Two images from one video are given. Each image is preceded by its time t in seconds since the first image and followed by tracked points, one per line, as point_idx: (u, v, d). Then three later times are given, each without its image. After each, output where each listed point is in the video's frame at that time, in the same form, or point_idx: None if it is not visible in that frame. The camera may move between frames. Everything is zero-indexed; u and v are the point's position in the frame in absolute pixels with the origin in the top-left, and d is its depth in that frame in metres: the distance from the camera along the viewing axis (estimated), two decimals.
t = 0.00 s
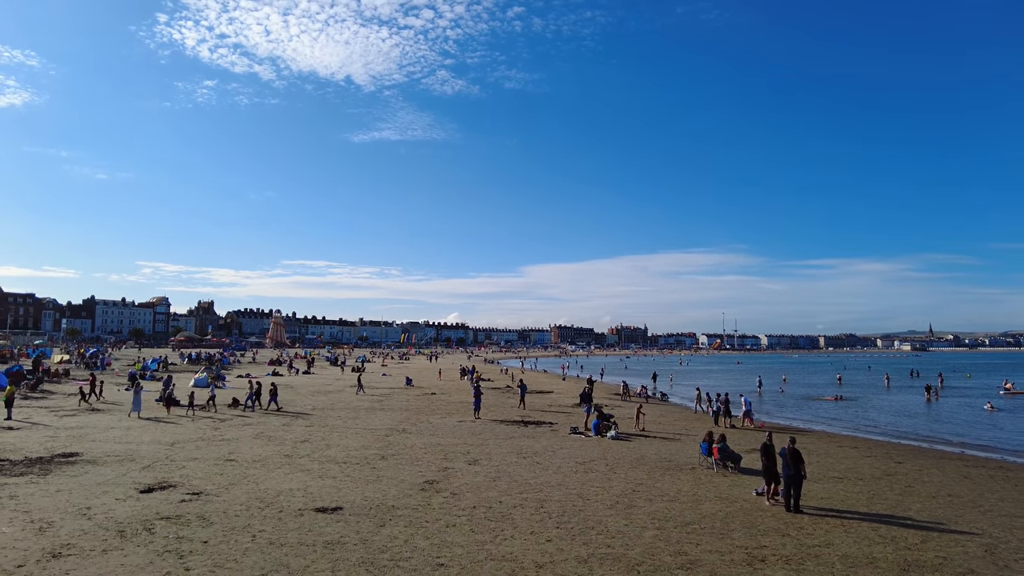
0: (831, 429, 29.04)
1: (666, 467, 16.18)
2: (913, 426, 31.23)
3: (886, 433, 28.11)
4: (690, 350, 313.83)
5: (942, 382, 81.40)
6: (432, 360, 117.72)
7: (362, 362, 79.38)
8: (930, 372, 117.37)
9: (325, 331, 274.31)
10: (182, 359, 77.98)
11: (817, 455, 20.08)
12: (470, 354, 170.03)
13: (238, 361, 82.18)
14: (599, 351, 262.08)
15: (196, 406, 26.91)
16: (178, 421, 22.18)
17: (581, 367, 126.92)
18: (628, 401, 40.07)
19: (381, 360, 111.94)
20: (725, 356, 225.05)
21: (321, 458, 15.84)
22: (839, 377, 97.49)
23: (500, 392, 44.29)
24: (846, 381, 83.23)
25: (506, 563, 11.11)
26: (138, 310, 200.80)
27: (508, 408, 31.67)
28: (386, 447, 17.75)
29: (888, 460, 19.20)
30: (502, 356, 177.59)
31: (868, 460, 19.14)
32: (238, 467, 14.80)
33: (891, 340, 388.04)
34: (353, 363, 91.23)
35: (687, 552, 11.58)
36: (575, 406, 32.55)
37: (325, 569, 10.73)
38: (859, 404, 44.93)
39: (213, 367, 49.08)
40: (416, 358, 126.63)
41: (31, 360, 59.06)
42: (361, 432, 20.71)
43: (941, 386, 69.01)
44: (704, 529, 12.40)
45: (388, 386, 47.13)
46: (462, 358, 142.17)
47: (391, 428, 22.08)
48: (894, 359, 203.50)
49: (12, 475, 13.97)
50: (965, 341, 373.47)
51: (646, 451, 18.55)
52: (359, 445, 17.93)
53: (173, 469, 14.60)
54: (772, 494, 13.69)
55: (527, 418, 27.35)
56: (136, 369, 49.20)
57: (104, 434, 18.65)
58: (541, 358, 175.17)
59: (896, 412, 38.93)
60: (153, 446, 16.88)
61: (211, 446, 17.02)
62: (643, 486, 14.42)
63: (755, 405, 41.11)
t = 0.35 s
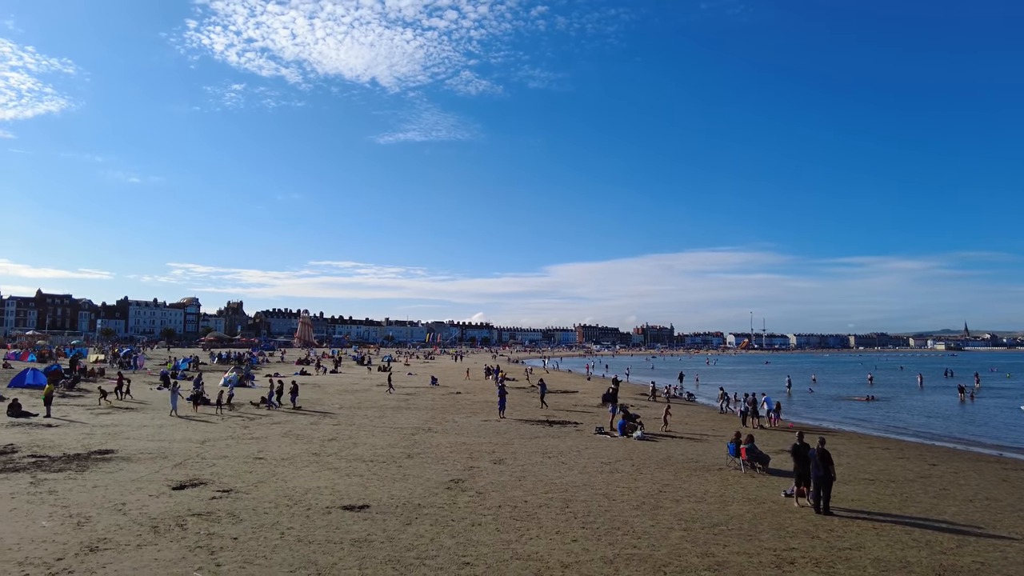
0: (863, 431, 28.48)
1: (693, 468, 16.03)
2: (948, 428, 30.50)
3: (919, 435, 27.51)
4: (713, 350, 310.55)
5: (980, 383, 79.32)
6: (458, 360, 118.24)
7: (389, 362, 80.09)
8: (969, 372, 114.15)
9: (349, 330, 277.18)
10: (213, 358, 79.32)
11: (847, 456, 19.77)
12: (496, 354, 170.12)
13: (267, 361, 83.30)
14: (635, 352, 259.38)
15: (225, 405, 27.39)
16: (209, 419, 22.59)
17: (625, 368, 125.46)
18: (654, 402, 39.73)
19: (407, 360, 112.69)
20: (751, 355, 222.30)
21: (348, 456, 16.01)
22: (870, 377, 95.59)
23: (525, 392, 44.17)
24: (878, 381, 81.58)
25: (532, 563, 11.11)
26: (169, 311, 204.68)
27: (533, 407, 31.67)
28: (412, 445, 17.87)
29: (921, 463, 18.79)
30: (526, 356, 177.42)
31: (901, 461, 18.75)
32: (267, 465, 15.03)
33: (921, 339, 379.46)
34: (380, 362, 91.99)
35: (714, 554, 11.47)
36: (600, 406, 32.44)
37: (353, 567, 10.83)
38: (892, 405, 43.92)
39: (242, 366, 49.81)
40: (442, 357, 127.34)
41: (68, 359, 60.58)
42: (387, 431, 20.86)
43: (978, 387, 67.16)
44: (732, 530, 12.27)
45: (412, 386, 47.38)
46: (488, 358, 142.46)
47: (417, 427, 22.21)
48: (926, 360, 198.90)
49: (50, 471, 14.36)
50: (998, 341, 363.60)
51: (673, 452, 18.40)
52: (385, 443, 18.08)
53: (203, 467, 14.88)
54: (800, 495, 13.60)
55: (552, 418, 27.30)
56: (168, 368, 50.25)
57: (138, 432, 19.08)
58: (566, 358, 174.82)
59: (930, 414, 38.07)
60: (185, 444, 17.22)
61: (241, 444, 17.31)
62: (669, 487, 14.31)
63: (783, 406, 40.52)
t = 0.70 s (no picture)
0: (900, 433, 27.72)
1: (723, 469, 15.84)
2: (991, 431, 29.56)
3: (959, 438, 26.71)
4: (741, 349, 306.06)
5: None
6: (486, 360, 118.85)
7: (418, 362, 80.84)
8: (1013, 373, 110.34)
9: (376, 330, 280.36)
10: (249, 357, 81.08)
11: (884, 458, 19.31)
12: (523, 353, 169.94)
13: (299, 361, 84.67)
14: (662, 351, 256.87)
15: (258, 404, 27.94)
16: (242, 418, 23.05)
17: (654, 368, 124.42)
18: (684, 402, 39.26)
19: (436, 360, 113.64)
20: (781, 355, 218.57)
21: (378, 455, 16.17)
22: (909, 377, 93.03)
23: (552, 392, 44.07)
24: (916, 382, 79.45)
25: (561, 563, 11.09)
26: (203, 312, 209.39)
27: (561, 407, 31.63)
28: (441, 445, 17.98)
29: (962, 466, 18.26)
30: (554, 356, 177.20)
31: (941, 465, 18.24)
32: (299, 463, 15.26)
33: (957, 338, 368.65)
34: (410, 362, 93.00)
35: (745, 556, 11.31)
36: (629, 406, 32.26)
37: (383, 565, 10.93)
38: (932, 407, 42.64)
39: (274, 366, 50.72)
40: (470, 358, 128.07)
41: (109, 359, 62.42)
42: (417, 430, 21.01)
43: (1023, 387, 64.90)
44: (764, 533, 12.08)
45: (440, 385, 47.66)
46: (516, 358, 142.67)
47: (446, 427, 22.33)
48: (964, 359, 193.05)
49: (92, 467, 14.81)
50: None
51: (703, 453, 18.21)
52: (414, 442, 18.23)
53: (237, 465, 15.17)
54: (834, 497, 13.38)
55: (580, 418, 27.20)
56: (202, 368, 51.50)
57: (174, 430, 19.55)
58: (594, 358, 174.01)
59: (972, 416, 36.92)
60: (219, 442, 17.59)
61: (274, 443, 17.62)
62: (700, 489, 14.15)
63: (817, 407, 39.75)
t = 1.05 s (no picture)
0: (946, 436, 26.92)
1: (761, 471, 15.57)
2: None
3: (1010, 441, 25.74)
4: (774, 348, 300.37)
5: None
6: (519, 360, 119.24)
7: (452, 362, 81.48)
8: None
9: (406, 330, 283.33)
10: (288, 357, 82.83)
11: (930, 462, 18.72)
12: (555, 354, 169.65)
13: (335, 361, 86.09)
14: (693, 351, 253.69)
15: (295, 403, 28.47)
16: (280, 417, 23.53)
17: (688, 368, 123.00)
18: (718, 403, 38.73)
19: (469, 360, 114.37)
20: (818, 355, 213.81)
21: (412, 454, 16.34)
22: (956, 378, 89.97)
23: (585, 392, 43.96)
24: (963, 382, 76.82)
25: (596, 564, 11.04)
26: (242, 312, 214.19)
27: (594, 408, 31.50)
28: (475, 445, 18.06)
29: (1013, 471, 17.59)
30: (586, 356, 176.56)
31: (990, 470, 17.60)
32: (335, 462, 15.51)
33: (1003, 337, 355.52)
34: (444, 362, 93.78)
35: (784, 560, 11.10)
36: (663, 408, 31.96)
37: (418, 563, 11.04)
38: (979, 409, 41.22)
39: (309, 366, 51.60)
40: (504, 358, 128.59)
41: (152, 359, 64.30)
42: (451, 429, 21.16)
43: None
44: (803, 537, 11.84)
45: (471, 385, 47.89)
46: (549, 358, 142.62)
47: (479, 426, 22.42)
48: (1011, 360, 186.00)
49: (137, 464, 15.29)
50: None
51: (739, 455, 17.93)
52: (448, 442, 18.36)
53: (275, 463, 15.49)
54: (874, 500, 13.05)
55: (613, 418, 27.05)
56: (241, 368, 52.78)
57: (214, 428, 20.06)
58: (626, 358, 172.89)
59: None
60: (258, 440, 17.98)
61: (311, 441, 17.94)
62: (736, 491, 13.94)
63: (859, 409, 38.78)
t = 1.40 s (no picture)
0: (999, 440, 25.90)
1: (803, 474, 15.25)
2: None
3: None
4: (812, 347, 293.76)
5: None
6: (554, 360, 119.33)
7: (487, 362, 81.97)
8: None
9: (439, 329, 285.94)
10: (327, 357, 84.50)
11: (982, 467, 18.03)
12: (589, 354, 169.21)
13: (372, 361, 87.48)
14: (728, 351, 249.83)
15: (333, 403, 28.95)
16: (318, 416, 24.00)
17: (725, 369, 121.25)
18: (757, 405, 38.04)
19: (503, 360, 114.95)
20: (858, 356, 208.41)
21: (449, 454, 16.49)
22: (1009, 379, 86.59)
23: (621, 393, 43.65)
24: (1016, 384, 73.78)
25: (634, 566, 10.97)
26: (281, 313, 218.89)
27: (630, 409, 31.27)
28: (511, 445, 18.13)
29: None
30: (620, 356, 176.09)
31: None
32: (373, 460, 15.74)
33: None
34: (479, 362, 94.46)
35: (828, 565, 10.85)
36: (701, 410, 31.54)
37: (456, 562, 11.12)
38: None
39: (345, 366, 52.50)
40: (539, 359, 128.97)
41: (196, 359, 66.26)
42: (487, 429, 21.27)
43: None
44: (847, 542, 11.56)
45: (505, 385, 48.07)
46: (583, 359, 142.27)
47: (515, 426, 22.45)
48: None
49: (183, 460, 15.77)
50: None
51: (780, 457, 17.60)
52: (484, 442, 18.45)
53: (315, 461, 15.80)
54: (922, 505, 12.68)
55: (649, 419, 26.86)
56: (281, 368, 54.00)
57: (256, 426, 20.57)
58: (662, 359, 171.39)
59: None
60: (298, 439, 18.36)
61: (349, 440, 18.23)
62: (777, 494, 13.69)
63: (906, 412, 37.59)
